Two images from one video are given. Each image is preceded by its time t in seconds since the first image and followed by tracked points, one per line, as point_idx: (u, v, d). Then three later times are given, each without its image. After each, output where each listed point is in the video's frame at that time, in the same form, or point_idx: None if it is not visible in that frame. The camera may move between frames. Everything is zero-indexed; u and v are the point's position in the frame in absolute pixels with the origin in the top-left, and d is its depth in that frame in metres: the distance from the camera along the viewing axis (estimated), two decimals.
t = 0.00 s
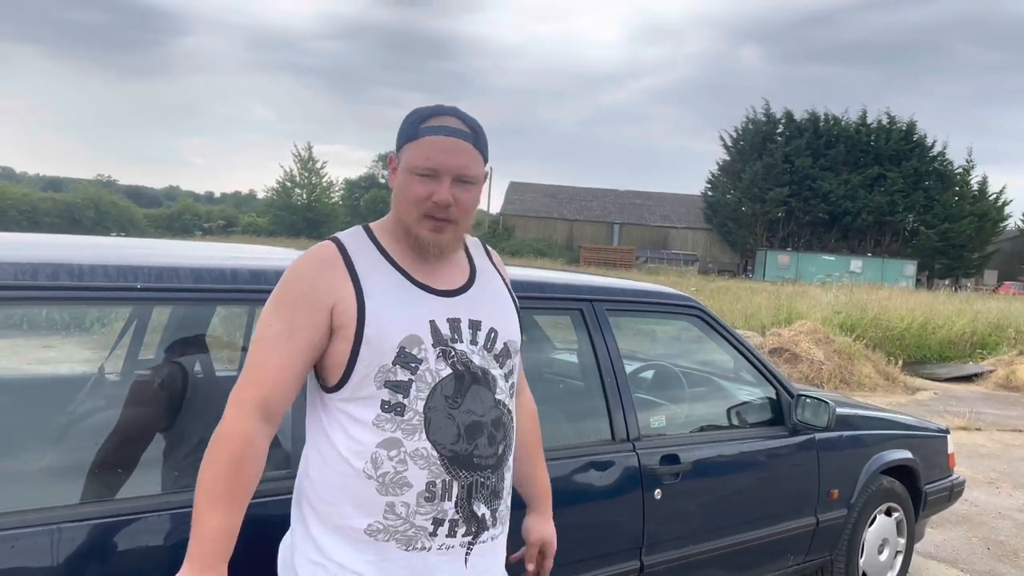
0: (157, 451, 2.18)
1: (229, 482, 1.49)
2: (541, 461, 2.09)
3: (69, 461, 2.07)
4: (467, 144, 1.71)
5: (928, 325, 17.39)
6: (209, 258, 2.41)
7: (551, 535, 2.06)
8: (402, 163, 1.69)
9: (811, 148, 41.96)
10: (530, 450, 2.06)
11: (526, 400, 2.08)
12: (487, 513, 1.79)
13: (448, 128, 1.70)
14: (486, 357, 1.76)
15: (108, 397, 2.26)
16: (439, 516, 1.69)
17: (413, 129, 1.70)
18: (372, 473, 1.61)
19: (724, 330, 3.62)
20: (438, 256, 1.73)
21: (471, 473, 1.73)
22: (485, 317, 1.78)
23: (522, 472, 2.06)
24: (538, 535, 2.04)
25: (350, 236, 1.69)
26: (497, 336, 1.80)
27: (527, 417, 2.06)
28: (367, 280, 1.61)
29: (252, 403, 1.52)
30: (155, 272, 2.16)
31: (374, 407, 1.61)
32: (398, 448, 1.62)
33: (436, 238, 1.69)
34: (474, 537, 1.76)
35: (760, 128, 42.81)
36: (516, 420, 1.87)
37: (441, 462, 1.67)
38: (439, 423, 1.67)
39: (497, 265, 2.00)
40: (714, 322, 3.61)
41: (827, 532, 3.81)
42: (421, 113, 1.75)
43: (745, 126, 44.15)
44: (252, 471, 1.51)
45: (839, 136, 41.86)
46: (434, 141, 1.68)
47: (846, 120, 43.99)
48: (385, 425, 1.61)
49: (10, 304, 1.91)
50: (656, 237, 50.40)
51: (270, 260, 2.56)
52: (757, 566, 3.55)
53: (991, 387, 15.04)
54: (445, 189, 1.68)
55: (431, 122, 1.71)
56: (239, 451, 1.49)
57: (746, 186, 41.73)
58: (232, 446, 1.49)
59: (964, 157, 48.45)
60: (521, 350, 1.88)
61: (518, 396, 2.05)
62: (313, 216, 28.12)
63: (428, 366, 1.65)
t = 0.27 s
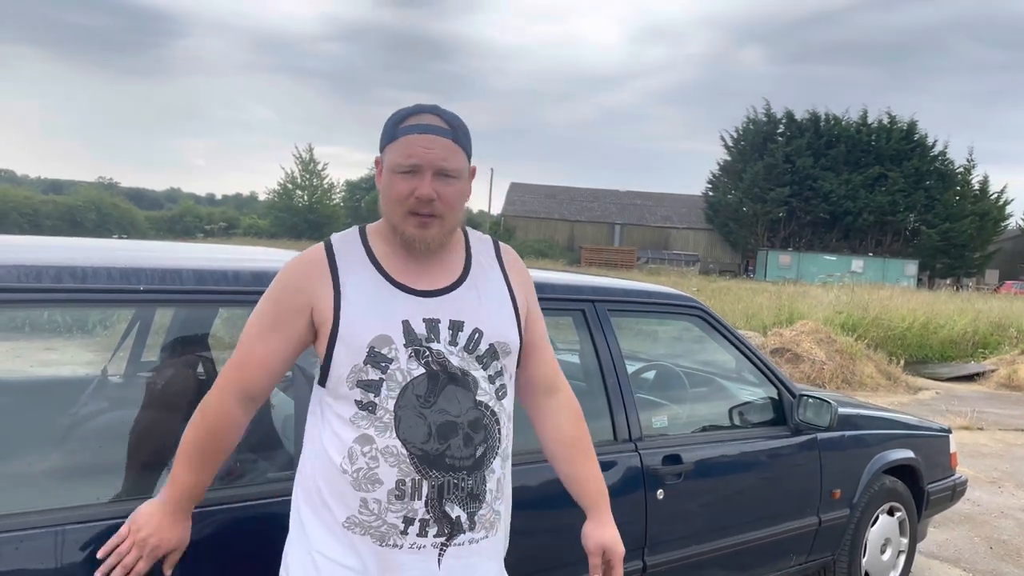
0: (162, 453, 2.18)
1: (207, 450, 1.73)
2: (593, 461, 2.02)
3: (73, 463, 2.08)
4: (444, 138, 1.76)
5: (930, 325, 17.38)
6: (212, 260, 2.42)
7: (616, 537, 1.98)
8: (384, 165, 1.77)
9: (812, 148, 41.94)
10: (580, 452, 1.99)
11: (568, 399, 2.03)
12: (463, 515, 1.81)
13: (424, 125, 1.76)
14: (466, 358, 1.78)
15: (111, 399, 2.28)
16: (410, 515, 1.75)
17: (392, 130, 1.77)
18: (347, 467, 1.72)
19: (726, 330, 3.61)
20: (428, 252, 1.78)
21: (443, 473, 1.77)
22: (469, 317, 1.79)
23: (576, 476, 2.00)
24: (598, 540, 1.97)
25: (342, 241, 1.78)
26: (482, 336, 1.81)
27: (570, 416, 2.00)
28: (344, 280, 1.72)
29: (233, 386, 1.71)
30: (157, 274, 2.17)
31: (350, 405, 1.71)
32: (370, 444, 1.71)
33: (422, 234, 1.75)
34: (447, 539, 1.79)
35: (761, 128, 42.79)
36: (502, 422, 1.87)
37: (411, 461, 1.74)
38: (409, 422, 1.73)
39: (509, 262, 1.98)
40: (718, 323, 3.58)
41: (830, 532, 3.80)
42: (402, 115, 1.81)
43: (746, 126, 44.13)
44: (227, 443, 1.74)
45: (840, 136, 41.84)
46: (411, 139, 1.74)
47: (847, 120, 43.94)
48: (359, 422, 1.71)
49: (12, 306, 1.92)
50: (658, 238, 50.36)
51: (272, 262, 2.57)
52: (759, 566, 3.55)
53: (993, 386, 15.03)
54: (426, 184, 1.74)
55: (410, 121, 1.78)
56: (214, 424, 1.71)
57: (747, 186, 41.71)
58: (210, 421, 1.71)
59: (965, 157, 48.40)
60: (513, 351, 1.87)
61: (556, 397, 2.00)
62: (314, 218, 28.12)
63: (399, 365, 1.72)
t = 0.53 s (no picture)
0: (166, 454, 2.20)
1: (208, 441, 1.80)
2: (591, 472, 1.95)
3: (75, 464, 2.09)
4: (430, 136, 1.79)
5: (931, 324, 17.37)
6: (214, 261, 2.42)
7: (608, 553, 1.88)
8: (373, 165, 1.81)
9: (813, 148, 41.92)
10: (576, 460, 1.94)
11: (569, 407, 1.99)
12: (438, 516, 1.81)
13: (410, 125, 1.79)
14: (450, 358, 1.80)
15: (113, 401, 2.29)
16: (385, 513, 1.78)
17: (380, 131, 1.81)
18: (330, 463, 1.77)
19: (727, 329, 3.61)
20: (418, 250, 1.80)
21: (419, 473, 1.79)
22: (456, 317, 1.80)
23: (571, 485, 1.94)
24: (585, 554, 1.88)
25: (337, 244, 1.83)
26: (468, 336, 1.81)
27: (570, 424, 1.97)
28: (337, 276, 1.78)
29: (233, 381, 1.79)
30: (159, 275, 2.17)
31: (336, 402, 1.77)
32: (350, 441, 1.76)
33: (410, 232, 1.77)
34: (423, 539, 1.80)
35: (761, 127, 42.77)
36: (486, 424, 1.85)
37: (387, 458, 1.77)
38: (387, 419, 1.77)
39: (509, 261, 1.96)
40: (718, 323, 3.58)
41: (831, 532, 3.80)
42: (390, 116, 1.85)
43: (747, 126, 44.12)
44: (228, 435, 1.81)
45: (840, 135, 41.82)
46: (397, 139, 1.78)
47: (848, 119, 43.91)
48: (342, 418, 1.76)
49: (13, 307, 1.92)
50: (658, 238, 50.35)
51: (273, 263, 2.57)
52: (761, 566, 3.55)
53: (995, 385, 15.01)
54: (412, 183, 1.76)
55: (396, 121, 1.81)
56: (217, 417, 1.79)
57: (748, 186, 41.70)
58: (211, 414, 1.78)
59: (966, 156, 48.38)
60: (502, 353, 1.86)
61: (556, 403, 1.98)
62: (316, 219, 28.14)
63: (380, 364, 1.76)
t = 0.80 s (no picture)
0: (169, 456, 2.20)
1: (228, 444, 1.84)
2: (566, 479, 1.97)
3: (78, 466, 2.09)
4: (420, 135, 1.80)
5: (933, 323, 17.36)
6: (216, 262, 2.43)
7: (565, 564, 1.90)
8: (364, 167, 1.82)
9: (813, 147, 41.90)
10: (553, 465, 1.96)
11: (556, 412, 2.00)
12: (425, 516, 1.82)
13: (400, 125, 1.80)
14: (440, 358, 1.80)
15: (115, 402, 2.32)
16: (373, 511, 1.80)
17: (370, 133, 1.83)
18: (322, 461, 1.80)
19: (728, 329, 3.61)
20: (414, 250, 1.81)
21: (406, 473, 1.80)
22: (447, 317, 1.80)
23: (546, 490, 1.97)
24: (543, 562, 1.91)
25: (334, 246, 1.85)
26: (460, 336, 1.81)
27: (553, 429, 1.98)
28: (332, 274, 1.80)
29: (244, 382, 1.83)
30: (162, 276, 2.18)
31: (328, 400, 1.79)
32: (340, 440, 1.78)
33: (405, 231, 1.78)
34: (411, 538, 1.82)
35: (762, 127, 42.74)
36: (476, 424, 1.85)
37: (375, 458, 1.79)
38: (376, 419, 1.79)
39: (507, 261, 1.96)
40: (719, 322, 3.59)
41: (833, 531, 3.80)
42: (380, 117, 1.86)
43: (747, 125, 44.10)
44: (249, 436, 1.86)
45: (841, 134, 41.80)
46: (388, 140, 1.79)
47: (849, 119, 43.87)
48: (333, 417, 1.79)
49: (14, 309, 1.92)
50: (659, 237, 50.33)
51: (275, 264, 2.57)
52: (763, 566, 3.55)
53: (996, 384, 15.00)
54: (405, 182, 1.78)
55: (387, 122, 1.82)
56: (235, 419, 1.83)
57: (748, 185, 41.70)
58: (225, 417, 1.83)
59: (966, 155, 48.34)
60: (495, 353, 1.85)
61: (543, 406, 1.99)
62: (316, 220, 28.14)
63: (370, 363, 1.77)
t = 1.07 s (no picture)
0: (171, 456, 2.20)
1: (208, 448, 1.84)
2: (567, 474, 1.99)
3: (78, 467, 2.09)
4: (414, 135, 1.81)
5: (933, 321, 17.36)
6: (217, 262, 2.43)
7: (571, 558, 1.94)
8: (357, 166, 1.82)
9: (814, 145, 41.90)
10: (553, 462, 1.97)
11: (553, 408, 2.00)
12: (428, 516, 1.83)
13: (394, 124, 1.81)
14: (439, 358, 1.81)
15: (115, 402, 2.31)
16: (375, 513, 1.80)
17: (363, 132, 1.83)
18: (321, 465, 1.80)
19: (728, 327, 3.61)
20: (407, 248, 1.82)
21: (408, 473, 1.81)
22: (444, 317, 1.81)
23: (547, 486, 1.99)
24: (549, 556, 1.95)
25: (326, 244, 1.85)
26: (457, 336, 1.82)
27: (552, 425, 1.99)
28: (325, 278, 1.79)
29: (231, 389, 1.82)
30: (162, 276, 2.18)
31: (325, 404, 1.79)
32: (340, 443, 1.78)
33: (398, 230, 1.79)
34: (414, 539, 1.82)
35: (762, 125, 42.73)
36: (476, 423, 1.86)
37: (376, 460, 1.79)
38: (376, 421, 1.79)
39: (500, 259, 1.97)
40: (719, 321, 3.60)
41: (833, 529, 3.80)
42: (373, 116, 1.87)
43: (748, 123, 44.09)
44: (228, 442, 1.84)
45: (841, 132, 41.79)
46: (382, 139, 1.80)
47: (849, 117, 43.85)
48: (331, 421, 1.79)
49: (13, 309, 1.92)
50: (659, 236, 50.33)
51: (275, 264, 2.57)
52: (763, 564, 3.55)
53: (997, 382, 15.00)
54: (398, 181, 1.78)
55: (380, 121, 1.83)
56: (220, 426, 1.82)
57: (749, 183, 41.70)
58: (209, 422, 1.82)
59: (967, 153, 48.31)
60: (492, 351, 1.86)
61: (541, 403, 1.99)
62: (317, 219, 28.16)
63: (368, 365, 1.77)
